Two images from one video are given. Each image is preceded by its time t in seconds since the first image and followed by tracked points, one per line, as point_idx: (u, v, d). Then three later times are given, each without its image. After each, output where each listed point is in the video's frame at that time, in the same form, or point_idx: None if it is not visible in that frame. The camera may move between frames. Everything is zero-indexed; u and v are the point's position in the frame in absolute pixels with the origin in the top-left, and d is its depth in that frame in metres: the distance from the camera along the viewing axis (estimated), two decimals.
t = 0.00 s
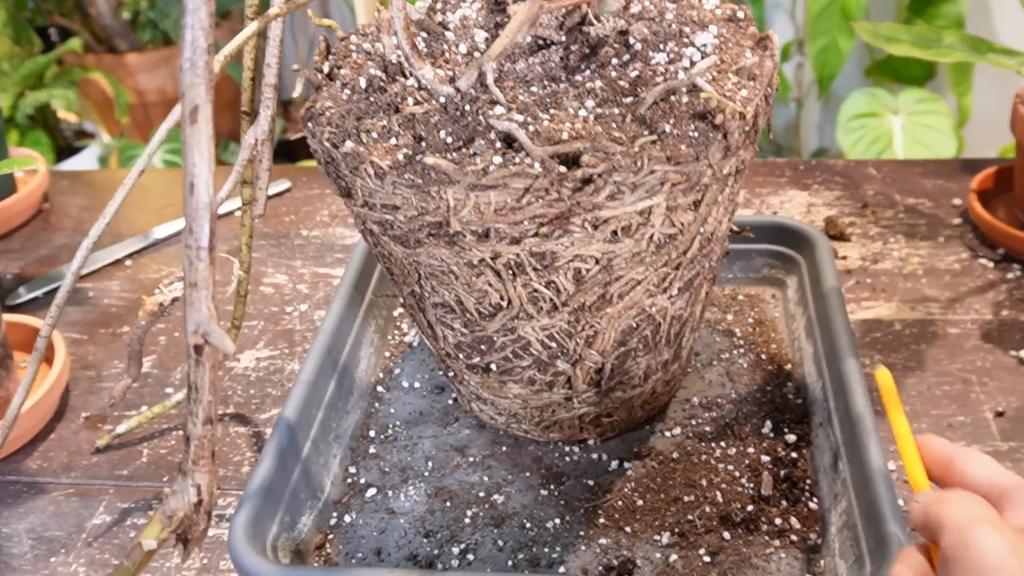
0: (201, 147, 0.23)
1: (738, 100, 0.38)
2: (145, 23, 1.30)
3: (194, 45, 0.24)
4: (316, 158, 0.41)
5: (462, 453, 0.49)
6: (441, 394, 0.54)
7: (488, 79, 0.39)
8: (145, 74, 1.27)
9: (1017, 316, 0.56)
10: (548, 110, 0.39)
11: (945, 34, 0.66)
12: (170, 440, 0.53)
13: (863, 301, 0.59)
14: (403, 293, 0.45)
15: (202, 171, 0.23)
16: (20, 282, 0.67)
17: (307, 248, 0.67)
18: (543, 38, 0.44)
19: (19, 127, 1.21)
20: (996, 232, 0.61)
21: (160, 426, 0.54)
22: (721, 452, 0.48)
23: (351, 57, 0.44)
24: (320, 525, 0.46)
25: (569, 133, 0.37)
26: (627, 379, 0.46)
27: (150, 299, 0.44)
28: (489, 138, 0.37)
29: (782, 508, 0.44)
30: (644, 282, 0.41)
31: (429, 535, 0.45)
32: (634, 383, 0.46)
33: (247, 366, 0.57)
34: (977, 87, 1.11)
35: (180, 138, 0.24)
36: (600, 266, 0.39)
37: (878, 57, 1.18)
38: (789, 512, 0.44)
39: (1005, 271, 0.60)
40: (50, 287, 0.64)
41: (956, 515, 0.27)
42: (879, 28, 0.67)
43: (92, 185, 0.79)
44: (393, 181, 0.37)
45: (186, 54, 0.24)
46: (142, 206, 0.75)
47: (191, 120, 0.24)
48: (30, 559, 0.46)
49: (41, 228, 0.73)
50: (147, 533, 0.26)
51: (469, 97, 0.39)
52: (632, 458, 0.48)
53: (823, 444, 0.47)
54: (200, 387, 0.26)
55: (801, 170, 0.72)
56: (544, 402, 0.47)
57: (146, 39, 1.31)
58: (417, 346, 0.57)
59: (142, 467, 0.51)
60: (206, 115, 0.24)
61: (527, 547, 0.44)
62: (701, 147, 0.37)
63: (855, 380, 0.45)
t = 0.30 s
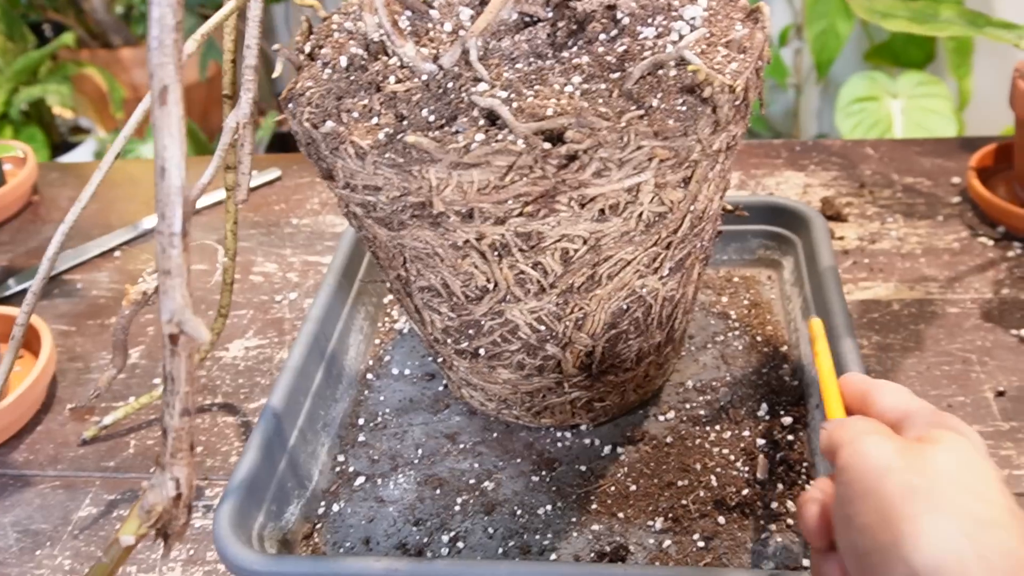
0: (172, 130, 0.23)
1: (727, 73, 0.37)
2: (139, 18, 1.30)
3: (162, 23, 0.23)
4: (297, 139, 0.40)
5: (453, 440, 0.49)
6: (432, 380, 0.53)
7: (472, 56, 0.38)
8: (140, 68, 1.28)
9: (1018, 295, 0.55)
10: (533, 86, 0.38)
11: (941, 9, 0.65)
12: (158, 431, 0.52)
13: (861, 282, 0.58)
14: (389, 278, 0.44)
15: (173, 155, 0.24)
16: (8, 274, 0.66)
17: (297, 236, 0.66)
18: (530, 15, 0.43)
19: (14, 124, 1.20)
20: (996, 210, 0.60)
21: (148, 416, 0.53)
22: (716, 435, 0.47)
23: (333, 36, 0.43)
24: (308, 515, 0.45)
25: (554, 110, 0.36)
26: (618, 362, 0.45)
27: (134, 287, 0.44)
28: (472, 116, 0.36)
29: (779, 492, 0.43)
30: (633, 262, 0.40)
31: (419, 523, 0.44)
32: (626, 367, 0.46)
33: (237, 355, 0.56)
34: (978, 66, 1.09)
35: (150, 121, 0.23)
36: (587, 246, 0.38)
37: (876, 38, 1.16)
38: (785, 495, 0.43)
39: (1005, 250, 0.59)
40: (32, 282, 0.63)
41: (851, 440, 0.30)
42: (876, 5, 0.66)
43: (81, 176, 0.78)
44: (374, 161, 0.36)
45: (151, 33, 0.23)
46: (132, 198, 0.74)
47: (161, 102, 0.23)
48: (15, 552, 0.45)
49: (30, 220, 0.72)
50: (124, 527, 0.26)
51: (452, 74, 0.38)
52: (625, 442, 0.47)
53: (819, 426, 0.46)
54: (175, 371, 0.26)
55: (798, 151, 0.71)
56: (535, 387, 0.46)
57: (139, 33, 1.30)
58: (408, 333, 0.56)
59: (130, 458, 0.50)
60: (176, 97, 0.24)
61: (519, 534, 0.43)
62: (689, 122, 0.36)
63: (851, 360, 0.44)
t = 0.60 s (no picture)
0: (173, 149, 0.24)
1: (720, 84, 0.38)
2: (133, 23, 1.29)
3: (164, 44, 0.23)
4: (296, 154, 0.40)
5: (454, 447, 0.49)
6: (433, 388, 0.53)
7: (467, 69, 0.38)
8: (135, 74, 1.28)
9: (1011, 295, 0.56)
10: (529, 99, 0.39)
11: (932, 12, 0.66)
12: (162, 440, 0.53)
13: (855, 284, 0.58)
14: (389, 289, 0.44)
15: (175, 173, 0.24)
16: (10, 285, 0.67)
17: (297, 244, 0.67)
18: (525, 26, 0.44)
19: (9, 130, 1.21)
20: (988, 211, 0.60)
21: (152, 426, 0.54)
22: (713, 439, 0.48)
23: (330, 50, 0.44)
24: (313, 522, 0.46)
25: (549, 123, 0.37)
26: (617, 368, 0.46)
27: (137, 300, 0.44)
28: (469, 130, 0.37)
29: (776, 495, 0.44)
30: (630, 271, 0.41)
31: (422, 530, 0.45)
32: (624, 373, 0.46)
33: (239, 364, 0.57)
34: (971, 64, 1.10)
35: (151, 140, 0.23)
36: (585, 256, 0.39)
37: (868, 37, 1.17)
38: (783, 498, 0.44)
39: (998, 251, 0.60)
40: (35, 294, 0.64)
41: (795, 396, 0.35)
42: (866, 8, 0.67)
43: (80, 186, 0.78)
44: (373, 176, 0.36)
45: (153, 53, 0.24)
46: (131, 207, 0.75)
47: (162, 121, 0.24)
48: (25, 563, 0.46)
49: (31, 231, 0.73)
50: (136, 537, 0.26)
51: (449, 88, 0.39)
52: (624, 447, 0.48)
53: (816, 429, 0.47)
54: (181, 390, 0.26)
55: (791, 153, 0.71)
56: (534, 394, 0.46)
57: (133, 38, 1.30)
58: (408, 340, 0.57)
59: (135, 468, 0.51)
60: (176, 116, 0.24)
61: (521, 539, 0.44)
62: (683, 134, 0.36)
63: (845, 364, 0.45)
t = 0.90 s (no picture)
0: (240, 149, 0.26)
1: (742, 86, 0.40)
2: (139, 29, 1.28)
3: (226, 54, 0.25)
4: (335, 154, 0.42)
5: (481, 438, 0.51)
6: (458, 381, 0.55)
7: (499, 74, 0.40)
8: (141, 78, 1.26)
9: (1015, 291, 0.58)
10: (559, 101, 0.41)
11: (935, 17, 0.68)
12: (194, 434, 0.54)
13: (864, 280, 0.60)
14: (421, 284, 0.46)
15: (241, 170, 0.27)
16: (35, 286, 0.67)
17: (318, 244, 0.68)
18: (548, 31, 0.44)
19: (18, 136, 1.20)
20: (991, 210, 0.62)
21: (183, 421, 0.55)
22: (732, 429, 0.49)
23: (363, 55, 0.45)
24: (346, 511, 0.47)
25: (581, 123, 0.39)
26: (640, 361, 0.48)
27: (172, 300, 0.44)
28: (504, 130, 0.39)
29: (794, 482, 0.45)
30: (655, 266, 0.42)
31: (453, 517, 0.46)
32: (646, 365, 0.48)
33: (268, 361, 0.58)
34: (968, 68, 1.12)
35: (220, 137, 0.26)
36: (613, 251, 0.40)
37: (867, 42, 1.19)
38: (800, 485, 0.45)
39: (1001, 248, 0.62)
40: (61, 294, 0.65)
41: (776, 469, 0.29)
42: (871, 14, 0.69)
43: (100, 189, 0.79)
44: (413, 174, 0.38)
45: (221, 59, 0.26)
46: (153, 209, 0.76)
47: (229, 120, 0.26)
48: (66, 552, 0.48)
49: (53, 232, 0.74)
50: (202, 514, 0.29)
51: (483, 89, 0.41)
52: (646, 438, 0.50)
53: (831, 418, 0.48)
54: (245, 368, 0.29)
55: (799, 155, 0.73)
56: (560, 385, 0.48)
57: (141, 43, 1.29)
58: (432, 336, 0.59)
59: (170, 460, 0.52)
60: (242, 116, 0.26)
61: (549, 525, 0.45)
62: (709, 134, 0.38)
63: (861, 355, 0.47)
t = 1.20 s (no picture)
0: (366, 170, 0.30)
1: (794, 110, 0.43)
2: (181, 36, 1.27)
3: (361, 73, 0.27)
4: (416, 167, 0.46)
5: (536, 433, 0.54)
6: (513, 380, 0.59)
7: (566, 94, 0.42)
8: (181, 84, 1.27)
9: None
10: (624, 121, 0.44)
11: (964, 41, 0.73)
12: (266, 425, 0.58)
13: (894, 290, 0.64)
14: (488, 288, 0.50)
15: (367, 189, 0.30)
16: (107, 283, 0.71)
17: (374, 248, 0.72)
18: (607, 54, 0.48)
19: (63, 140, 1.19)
20: (1015, 224, 0.66)
21: (255, 412, 0.59)
22: (773, 427, 0.53)
23: (437, 75, 0.49)
24: (413, 498, 0.51)
25: (647, 142, 0.42)
26: (689, 362, 0.51)
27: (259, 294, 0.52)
28: (575, 148, 0.42)
29: (832, 477, 0.49)
30: (708, 275, 0.46)
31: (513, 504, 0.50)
32: (694, 366, 0.52)
33: (329, 357, 0.63)
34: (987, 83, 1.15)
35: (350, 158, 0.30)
36: (671, 260, 0.44)
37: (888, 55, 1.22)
38: (839, 480, 0.48)
39: None
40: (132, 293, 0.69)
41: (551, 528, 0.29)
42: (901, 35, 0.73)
43: (160, 192, 0.83)
44: (493, 187, 0.42)
45: (355, 91, 0.29)
46: (212, 212, 0.80)
47: (359, 144, 0.30)
48: (153, 531, 0.51)
49: (121, 234, 0.78)
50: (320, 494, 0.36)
51: (552, 108, 0.45)
52: (692, 435, 0.53)
53: (867, 418, 0.52)
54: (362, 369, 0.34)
55: (829, 169, 0.77)
56: (613, 384, 0.52)
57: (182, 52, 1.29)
58: (486, 338, 0.62)
59: (244, 448, 0.56)
60: (370, 140, 0.30)
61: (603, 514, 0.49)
62: (763, 154, 0.42)
63: (895, 360, 0.51)
